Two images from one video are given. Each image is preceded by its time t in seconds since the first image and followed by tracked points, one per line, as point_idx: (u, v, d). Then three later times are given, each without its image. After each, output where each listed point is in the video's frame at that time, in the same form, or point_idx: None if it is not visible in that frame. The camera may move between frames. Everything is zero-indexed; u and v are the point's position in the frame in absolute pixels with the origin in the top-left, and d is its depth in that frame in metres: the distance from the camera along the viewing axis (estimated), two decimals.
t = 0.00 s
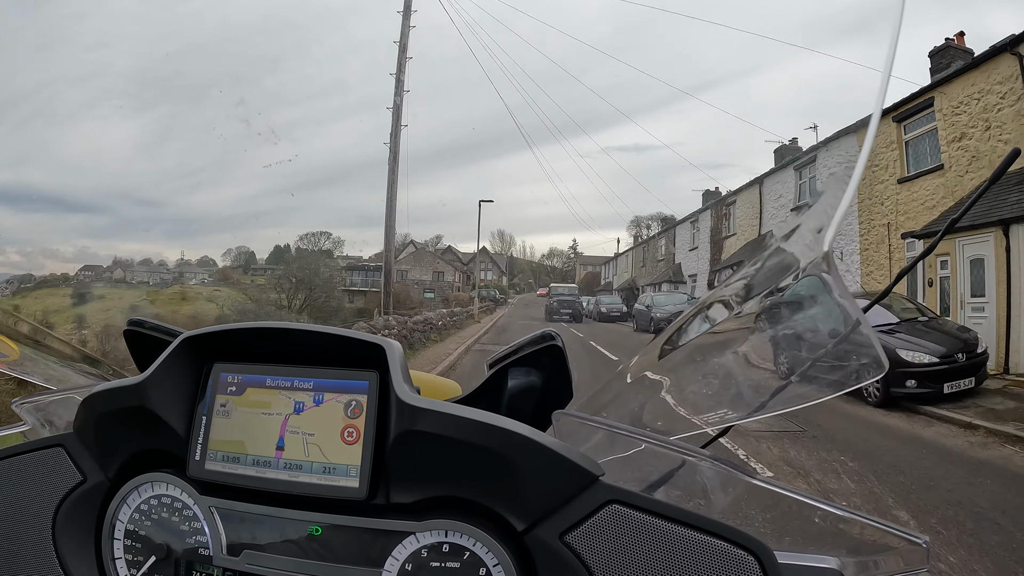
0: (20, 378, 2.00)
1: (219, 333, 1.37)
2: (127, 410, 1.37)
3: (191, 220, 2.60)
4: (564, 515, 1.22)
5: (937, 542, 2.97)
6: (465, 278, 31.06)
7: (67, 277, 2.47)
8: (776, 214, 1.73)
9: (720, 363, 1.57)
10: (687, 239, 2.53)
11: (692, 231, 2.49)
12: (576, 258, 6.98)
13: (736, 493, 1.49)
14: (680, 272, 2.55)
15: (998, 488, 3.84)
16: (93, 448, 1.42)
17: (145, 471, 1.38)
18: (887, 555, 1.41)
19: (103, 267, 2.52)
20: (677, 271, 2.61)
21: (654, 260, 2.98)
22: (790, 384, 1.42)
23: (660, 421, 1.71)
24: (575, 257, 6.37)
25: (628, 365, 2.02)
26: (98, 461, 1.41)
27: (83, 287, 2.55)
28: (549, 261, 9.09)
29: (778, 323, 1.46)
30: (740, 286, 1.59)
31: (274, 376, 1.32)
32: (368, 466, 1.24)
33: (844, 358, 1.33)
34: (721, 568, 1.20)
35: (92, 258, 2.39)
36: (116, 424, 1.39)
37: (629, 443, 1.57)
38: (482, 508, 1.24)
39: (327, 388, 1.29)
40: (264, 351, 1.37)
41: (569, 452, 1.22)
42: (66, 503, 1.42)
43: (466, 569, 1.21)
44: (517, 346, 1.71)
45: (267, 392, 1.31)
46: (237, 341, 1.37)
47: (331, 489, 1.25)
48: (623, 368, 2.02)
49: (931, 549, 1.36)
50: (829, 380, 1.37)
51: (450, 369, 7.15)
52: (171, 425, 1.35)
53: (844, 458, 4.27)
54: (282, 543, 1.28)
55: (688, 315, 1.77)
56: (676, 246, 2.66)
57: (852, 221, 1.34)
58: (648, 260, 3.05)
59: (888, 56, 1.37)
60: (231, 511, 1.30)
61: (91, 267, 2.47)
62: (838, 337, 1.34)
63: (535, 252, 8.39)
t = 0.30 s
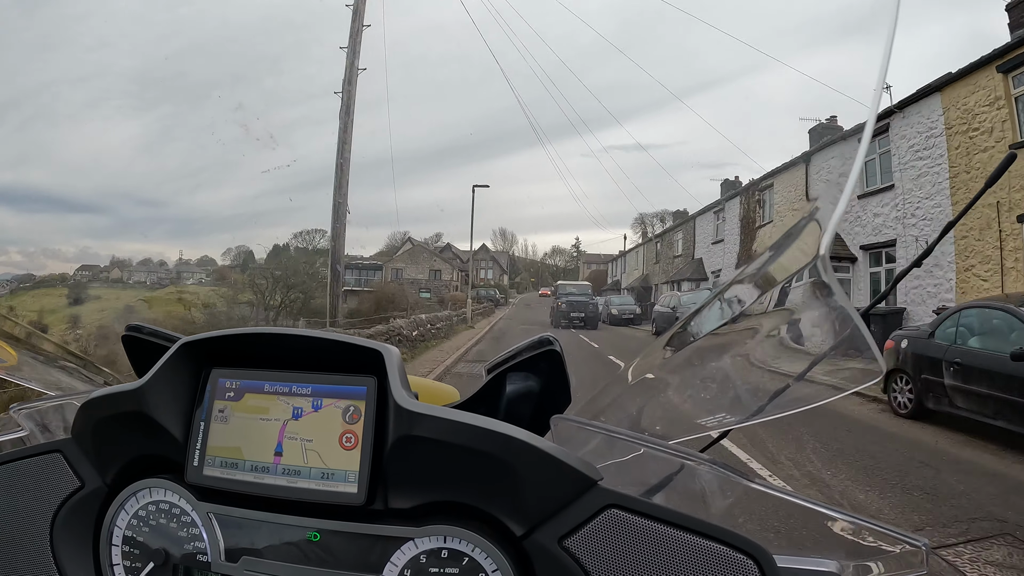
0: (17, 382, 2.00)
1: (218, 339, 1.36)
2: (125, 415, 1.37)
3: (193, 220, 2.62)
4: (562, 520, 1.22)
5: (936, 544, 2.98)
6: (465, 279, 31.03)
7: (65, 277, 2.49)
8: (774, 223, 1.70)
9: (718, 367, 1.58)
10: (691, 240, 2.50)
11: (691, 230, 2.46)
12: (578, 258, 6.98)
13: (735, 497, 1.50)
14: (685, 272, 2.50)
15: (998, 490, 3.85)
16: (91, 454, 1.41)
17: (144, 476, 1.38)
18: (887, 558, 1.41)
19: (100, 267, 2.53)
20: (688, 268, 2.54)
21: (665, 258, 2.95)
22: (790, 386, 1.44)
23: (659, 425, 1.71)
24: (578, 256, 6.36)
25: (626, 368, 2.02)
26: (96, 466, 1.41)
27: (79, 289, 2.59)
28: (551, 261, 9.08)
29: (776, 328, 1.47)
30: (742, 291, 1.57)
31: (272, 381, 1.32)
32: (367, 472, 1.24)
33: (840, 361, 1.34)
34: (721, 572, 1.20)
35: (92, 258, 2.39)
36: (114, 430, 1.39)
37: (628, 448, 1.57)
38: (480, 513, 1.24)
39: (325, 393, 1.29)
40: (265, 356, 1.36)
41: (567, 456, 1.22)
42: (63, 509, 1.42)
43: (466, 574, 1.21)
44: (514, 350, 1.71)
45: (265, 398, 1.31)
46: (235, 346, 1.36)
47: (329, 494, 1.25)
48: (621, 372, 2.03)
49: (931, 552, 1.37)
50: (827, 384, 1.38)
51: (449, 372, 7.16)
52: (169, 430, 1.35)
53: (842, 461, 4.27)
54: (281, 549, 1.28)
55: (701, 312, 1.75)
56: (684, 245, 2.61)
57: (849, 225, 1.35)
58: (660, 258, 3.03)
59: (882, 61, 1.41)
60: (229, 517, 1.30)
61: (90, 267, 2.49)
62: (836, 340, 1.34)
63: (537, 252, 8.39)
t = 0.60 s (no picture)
0: (12, 383, 2.00)
1: (213, 338, 1.36)
2: (120, 415, 1.37)
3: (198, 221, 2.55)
4: (558, 519, 1.22)
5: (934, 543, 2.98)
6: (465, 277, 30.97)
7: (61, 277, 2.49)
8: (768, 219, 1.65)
9: (715, 365, 1.58)
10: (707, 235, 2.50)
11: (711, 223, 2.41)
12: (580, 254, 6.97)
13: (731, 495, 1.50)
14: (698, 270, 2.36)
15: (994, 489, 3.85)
16: (87, 454, 1.41)
17: (139, 476, 1.38)
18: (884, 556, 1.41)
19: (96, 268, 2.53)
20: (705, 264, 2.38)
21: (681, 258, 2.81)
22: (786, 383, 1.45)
23: (655, 424, 1.71)
24: (580, 251, 6.31)
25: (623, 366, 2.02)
26: (91, 466, 1.41)
27: (75, 289, 2.55)
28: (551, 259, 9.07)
29: (772, 326, 1.46)
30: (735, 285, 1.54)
31: (267, 380, 1.32)
32: (362, 471, 1.24)
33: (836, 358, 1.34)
34: (717, 570, 1.20)
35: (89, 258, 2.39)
36: (109, 429, 1.38)
37: (624, 446, 1.57)
38: (476, 513, 1.24)
39: (321, 393, 1.28)
40: (261, 355, 1.36)
41: (563, 456, 1.22)
42: (58, 510, 1.42)
43: (461, 573, 1.21)
44: (510, 349, 1.71)
45: (260, 397, 1.31)
46: (230, 345, 1.36)
47: (324, 494, 1.24)
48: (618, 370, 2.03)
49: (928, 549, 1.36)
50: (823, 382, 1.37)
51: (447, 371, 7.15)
52: (164, 429, 1.35)
53: (841, 460, 4.27)
54: (276, 548, 1.28)
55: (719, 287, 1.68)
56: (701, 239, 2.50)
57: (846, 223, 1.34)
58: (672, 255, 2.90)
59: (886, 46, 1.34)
60: (225, 516, 1.30)
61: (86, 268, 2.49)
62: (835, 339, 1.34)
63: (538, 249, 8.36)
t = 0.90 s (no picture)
0: (7, 374, 2.00)
1: (210, 332, 1.37)
2: (116, 407, 1.37)
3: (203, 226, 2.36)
4: (551, 519, 1.22)
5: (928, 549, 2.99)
6: (464, 277, 30.92)
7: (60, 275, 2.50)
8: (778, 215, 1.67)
9: (709, 369, 1.59)
10: (731, 225, 2.21)
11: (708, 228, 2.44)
12: (581, 255, 6.97)
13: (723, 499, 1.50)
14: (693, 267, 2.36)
15: (991, 498, 3.85)
16: (81, 446, 1.41)
17: (133, 469, 1.38)
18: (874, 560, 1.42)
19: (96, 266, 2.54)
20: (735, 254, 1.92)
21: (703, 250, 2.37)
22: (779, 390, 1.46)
23: (648, 427, 1.71)
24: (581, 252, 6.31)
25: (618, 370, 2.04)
26: (85, 459, 1.41)
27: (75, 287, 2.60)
28: (550, 258, 9.08)
29: (767, 332, 1.48)
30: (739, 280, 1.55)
31: (263, 376, 1.32)
32: (356, 468, 1.24)
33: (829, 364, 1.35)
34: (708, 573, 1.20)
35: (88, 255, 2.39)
36: (104, 422, 1.39)
37: (618, 448, 1.58)
38: (469, 511, 1.25)
39: (317, 389, 1.29)
40: (258, 350, 1.37)
41: (556, 457, 1.22)
42: (51, 501, 1.42)
43: (453, 571, 1.21)
44: (506, 349, 1.72)
45: (256, 392, 1.31)
46: (227, 340, 1.37)
47: (318, 490, 1.25)
48: (613, 373, 2.04)
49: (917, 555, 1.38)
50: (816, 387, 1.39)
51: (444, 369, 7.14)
52: (159, 423, 1.35)
53: (835, 465, 4.28)
54: (269, 544, 1.28)
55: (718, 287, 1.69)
56: (702, 238, 2.48)
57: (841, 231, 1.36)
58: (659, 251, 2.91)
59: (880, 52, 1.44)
60: (218, 511, 1.30)
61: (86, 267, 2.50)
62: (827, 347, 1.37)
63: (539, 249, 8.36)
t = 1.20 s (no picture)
0: (9, 372, 1.99)
1: (211, 333, 1.37)
2: (118, 407, 1.37)
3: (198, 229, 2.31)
4: (550, 524, 1.22)
5: (930, 556, 2.97)
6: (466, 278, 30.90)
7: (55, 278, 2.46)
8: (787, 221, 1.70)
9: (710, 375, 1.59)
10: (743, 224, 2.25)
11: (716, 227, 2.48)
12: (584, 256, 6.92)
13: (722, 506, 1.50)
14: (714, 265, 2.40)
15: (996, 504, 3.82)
16: (81, 445, 1.42)
17: (134, 468, 1.38)
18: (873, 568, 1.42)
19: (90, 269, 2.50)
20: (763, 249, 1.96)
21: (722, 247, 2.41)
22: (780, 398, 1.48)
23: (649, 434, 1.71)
24: (584, 252, 6.27)
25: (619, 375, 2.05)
26: (86, 457, 1.41)
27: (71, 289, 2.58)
28: (553, 258, 9.05)
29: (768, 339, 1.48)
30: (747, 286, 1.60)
31: (265, 377, 1.32)
32: (356, 470, 1.24)
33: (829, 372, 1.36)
34: None
35: (88, 257, 2.39)
36: (105, 421, 1.39)
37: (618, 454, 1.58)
38: (469, 515, 1.25)
39: (318, 391, 1.29)
40: (259, 351, 1.37)
41: (556, 462, 1.22)
42: (51, 499, 1.42)
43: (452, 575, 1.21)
44: (507, 353, 1.72)
45: (257, 393, 1.32)
46: (228, 340, 1.37)
47: (318, 492, 1.25)
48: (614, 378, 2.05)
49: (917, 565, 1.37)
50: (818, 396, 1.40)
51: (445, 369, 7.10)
52: (160, 422, 1.35)
53: (838, 471, 4.26)
54: (267, 545, 1.28)
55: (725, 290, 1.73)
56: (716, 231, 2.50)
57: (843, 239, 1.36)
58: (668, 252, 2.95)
59: (886, 52, 1.50)
60: (218, 511, 1.30)
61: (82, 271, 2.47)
62: (826, 355, 1.44)
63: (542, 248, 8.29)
